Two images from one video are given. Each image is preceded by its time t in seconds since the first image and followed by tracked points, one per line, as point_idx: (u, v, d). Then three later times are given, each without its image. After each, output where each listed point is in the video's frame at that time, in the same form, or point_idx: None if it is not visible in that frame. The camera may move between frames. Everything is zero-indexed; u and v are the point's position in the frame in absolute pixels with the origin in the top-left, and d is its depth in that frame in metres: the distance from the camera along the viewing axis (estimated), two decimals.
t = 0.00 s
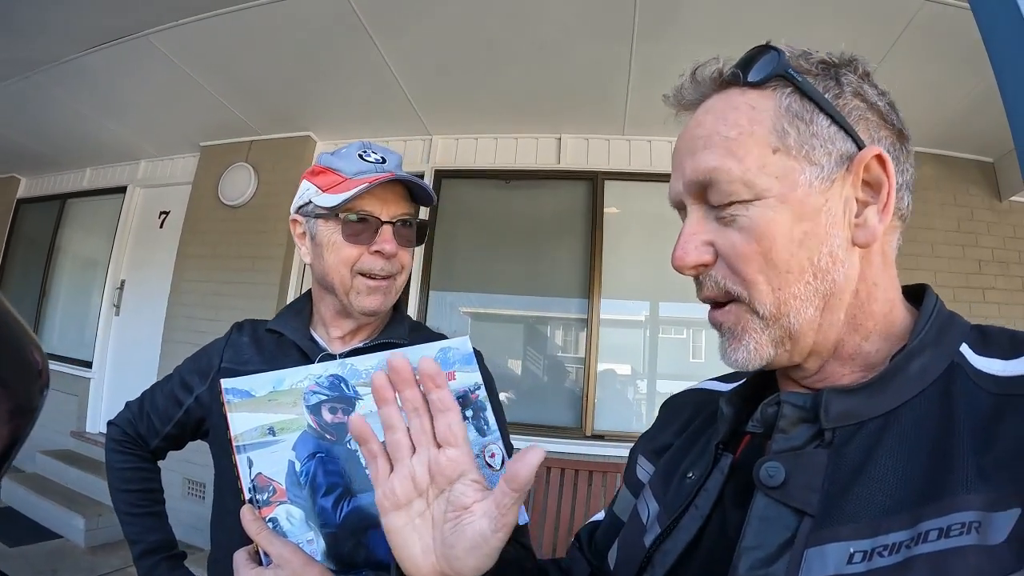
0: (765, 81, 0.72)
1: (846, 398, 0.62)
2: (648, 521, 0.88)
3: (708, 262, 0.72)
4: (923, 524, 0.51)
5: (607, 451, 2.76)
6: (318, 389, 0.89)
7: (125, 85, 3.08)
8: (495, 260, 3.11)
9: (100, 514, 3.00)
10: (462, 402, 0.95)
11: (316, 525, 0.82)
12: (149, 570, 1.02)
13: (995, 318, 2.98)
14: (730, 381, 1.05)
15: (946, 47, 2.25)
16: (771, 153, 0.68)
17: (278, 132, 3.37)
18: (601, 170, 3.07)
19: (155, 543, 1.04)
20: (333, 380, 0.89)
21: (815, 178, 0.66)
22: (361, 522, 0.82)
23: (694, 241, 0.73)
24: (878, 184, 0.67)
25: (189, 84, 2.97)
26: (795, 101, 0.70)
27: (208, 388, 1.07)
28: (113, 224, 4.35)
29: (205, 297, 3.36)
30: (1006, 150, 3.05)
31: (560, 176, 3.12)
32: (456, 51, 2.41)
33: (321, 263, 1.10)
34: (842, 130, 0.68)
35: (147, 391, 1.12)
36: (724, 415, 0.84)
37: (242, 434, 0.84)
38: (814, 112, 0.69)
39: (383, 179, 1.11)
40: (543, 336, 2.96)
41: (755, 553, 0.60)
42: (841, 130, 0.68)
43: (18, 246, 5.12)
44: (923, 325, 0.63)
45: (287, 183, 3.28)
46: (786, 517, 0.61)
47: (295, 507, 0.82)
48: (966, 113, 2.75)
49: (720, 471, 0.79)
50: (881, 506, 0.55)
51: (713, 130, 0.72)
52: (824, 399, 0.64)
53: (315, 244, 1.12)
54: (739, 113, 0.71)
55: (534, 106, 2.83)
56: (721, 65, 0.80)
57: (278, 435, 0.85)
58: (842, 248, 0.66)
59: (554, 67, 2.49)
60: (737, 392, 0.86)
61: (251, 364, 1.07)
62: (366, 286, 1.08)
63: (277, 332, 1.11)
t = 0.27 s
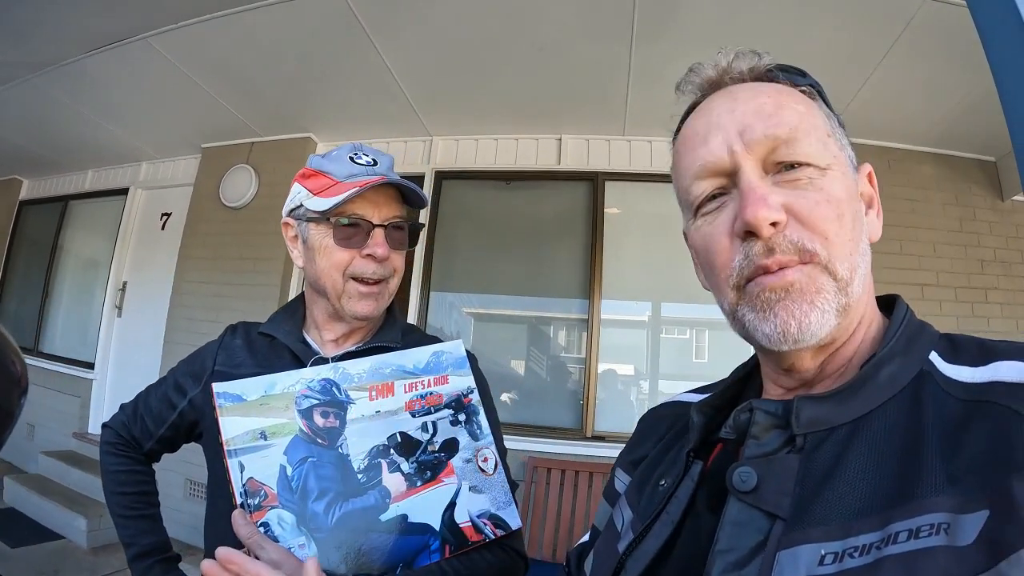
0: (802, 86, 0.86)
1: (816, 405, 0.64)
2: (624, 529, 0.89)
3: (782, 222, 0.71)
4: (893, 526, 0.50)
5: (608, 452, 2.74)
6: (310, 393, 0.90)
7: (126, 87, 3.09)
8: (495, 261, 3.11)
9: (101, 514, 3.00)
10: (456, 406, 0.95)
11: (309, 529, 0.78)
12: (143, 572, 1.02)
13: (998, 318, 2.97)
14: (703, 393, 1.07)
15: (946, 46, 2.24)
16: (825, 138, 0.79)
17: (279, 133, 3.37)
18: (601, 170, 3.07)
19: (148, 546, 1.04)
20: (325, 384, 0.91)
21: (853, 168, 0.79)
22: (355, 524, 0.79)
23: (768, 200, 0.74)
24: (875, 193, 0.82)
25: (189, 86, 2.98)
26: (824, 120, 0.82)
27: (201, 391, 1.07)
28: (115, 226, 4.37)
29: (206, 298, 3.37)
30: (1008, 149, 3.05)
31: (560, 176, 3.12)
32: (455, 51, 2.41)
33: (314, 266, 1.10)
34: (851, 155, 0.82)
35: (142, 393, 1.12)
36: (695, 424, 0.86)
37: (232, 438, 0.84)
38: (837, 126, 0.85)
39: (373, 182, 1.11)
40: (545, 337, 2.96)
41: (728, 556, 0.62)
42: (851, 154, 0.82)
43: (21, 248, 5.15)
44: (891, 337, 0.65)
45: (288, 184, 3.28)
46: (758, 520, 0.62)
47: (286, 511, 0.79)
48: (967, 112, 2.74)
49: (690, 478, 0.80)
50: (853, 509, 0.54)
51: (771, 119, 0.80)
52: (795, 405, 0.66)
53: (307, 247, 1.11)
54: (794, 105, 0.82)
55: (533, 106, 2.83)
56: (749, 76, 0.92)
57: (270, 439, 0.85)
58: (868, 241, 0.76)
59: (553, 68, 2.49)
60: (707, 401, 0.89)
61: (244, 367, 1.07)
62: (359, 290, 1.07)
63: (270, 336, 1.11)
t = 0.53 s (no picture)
0: (794, 95, 0.86)
1: (809, 413, 0.63)
2: (615, 539, 0.88)
3: (775, 230, 0.71)
4: (884, 535, 0.49)
5: (609, 453, 2.73)
6: (305, 400, 0.90)
7: (127, 89, 3.09)
8: (496, 262, 3.11)
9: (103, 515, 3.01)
10: (454, 412, 0.94)
11: (303, 539, 0.77)
12: None
13: (1002, 318, 2.95)
14: (695, 401, 1.07)
15: (950, 44, 2.23)
16: (817, 147, 0.79)
17: (279, 134, 3.37)
18: (602, 170, 3.06)
19: (143, 552, 1.04)
20: (321, 391, 0.91)
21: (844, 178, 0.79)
22: (353, 532, 0.78)
23: (761, 207, 0.73)
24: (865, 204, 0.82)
25: (190, 88, 2.98)
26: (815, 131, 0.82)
27: (197, 396, 1.06)
28: (116, 227, 4.37)
29: (207, 300, 3.37)
30: (1011, 148, 3.03)
31: (561, 177, 3.11)
32: (455, 52, 2.41)
33: (310, 270, 1.09)
34: (843, 167, 0.82)
35: (137, 398, 1.11)
36: (686, 434, 0.85)
37: (226, 445, 0.83)
38: (828, 136, 0.85)
39: (369, 183, 1.10)
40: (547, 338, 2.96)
41: (720, 566, 0.62)
42: (842, 165, 0.82)
43: (24, 249, 5.16)
44: (883, 342, 0.64)
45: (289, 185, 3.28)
46: (750, 529, 0.61)
47: (281, 520, 0.78)
48: (969, 112, 2.73)
49: (682, 490, 0.80)
50: (844, 518, 0.54)
51: (762, 127, 0.80)
52: (786, 414, 0.65)
53: (302, 250, 1.11)
54: (786, 114, 0.82)
55: (534, 106, 2.83)
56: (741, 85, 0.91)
57: (264, 447, 0.85)
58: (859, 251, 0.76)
59: (554, 68, 2.48)
60: (698, 410, 0.87)
61: (239, 372, 1.06)
62: (354, 293, 1.06)
63: (265, 340, 1.10)
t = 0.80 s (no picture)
0: (788, 99, 0.85)
1: (805, 414, 0.62)
2: (613, 539, 0.87)
3: (770, 228, 0.70)
4: (881, 535, 0.49)
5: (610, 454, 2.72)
6: (305, 401, 0.89)
7: (128, 90, 3.10)
8: (497, 262, 3.10)
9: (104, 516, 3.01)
10: (455, 414, 0.94)
11: (302, 542, 0.76)
12: None
13: (1005, 317, 2.94)
14: (693, 400, 1.06)
15: (952, 42, 2.22)
16: (812, 148, 0.79)
17: (280, 135, 3.37)
18: (603, 170, 3.05)
19: (143, 554, 1.03)
20: (320, 392, 0.91)
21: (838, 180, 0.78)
22: (353, 534, 0.77)
23: (757, 205, 0.73)
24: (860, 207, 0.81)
25: (191, 88, 2.98)
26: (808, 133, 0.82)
27: (196, 397, 1.06)
28: (118, 228, 4.37)
29: (209, 300, 3.37)
30: (1014, 147, 3.02)
31: (562, 176, 3.11)
32: (455, 51, 2.41)
33: (309, 269, 1.09)
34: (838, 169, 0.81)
35: (137, 398, 1.11)
36: (683, 434, 0.84)
37: (224, 447, 0.83)
38: (824, 138, 0.85)
39: (370, 181, 1.10)
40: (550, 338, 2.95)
41: (717, 566, 0.61)
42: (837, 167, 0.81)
43: (25, 250, 5.17)
44: (879, 344, 0.64)
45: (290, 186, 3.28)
46: (748, 529, 0.61)
47: (279, 523, 0.78)
48: (972, 110, 2.72)
49: (679, 490, 0.79)
50: (841, 518, 0.54)
51: (757, 127, 0.80)
52: (783, 414, 0.64)
53: (302, 250, 1.10)
54: (782, 114, 0.82)
55: (535, 106, 2.82)
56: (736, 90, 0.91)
57: (262, 449, 0.84)
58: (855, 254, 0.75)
59: (554, 67, 2.48)
60: (696, 411, 0.87)
61: (239, 372, 1.06)
62: (353, 294, 1.06)
63: (264, 340, 1.10)
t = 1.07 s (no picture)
0: (783, 96, 0.84)
1: (805, 421, 0.61)
2: (614, 548, 0.86)
3: (756, 229, 0.70)
4: (882, 543, 0.48)
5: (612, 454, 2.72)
6: (307, 406, 0.89)
7: (129, 90, 3.10)
8: (499, 262, 3.10)
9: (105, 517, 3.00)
10: (459, 419, 0.93)
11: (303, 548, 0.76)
12: None
13: (1008, 317, 2.93)
14: (692, 406, 1.05)
15: (954, 41, 2.21)
16: (804, 147, 0.78)
17: (282, 135, 3.37)
18: (605, 170, 3.05)
19: (143, 557, 1.03)
20: (323, 396, 0.90)
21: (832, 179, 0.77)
22: (355, 541, 0.76)
23: (742, 206, 0.72)
24: (858, 207, 0.80)
25: (192, 89, 2.98)
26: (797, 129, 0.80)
27: (197, 399, 1.06)
28: (119, 228, 4.38)
29: (210, 301, 3.37)
30: (1017, 146, 3.01)
31: (564, 176, 3.11)
32: (455, 51, 2.40)
33: (312, 270, 1.08)
34: (830, 163, 0.79)
35: (137, 401, 1.10)
36: (684, 443, 0.83)
37: (225, 452, 0.82)
38: (818, 137, 0.83)
39: (374, 182, 1.09)
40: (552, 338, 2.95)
41: None
42: (829, 162, 0.79)
43: (27, 251, 5.17)
44: (880, 346, 0.63)
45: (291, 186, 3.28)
46: (748, 538, 0.59)
47: (281, 528, 0.77)
48: (974, 110, 2.71)
49: (681, 500, 0.78)
50: (840, 525, 0.53)
51: (742, 128, 0.79)
52: (782, 422, 0.63)
53: (305, 250, 1.10)
54: (773, 115, 0.80)
55: (536, 106, 2.82)
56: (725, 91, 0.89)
57: (264, 454, 0.84)
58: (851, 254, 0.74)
59: (555, 67, 2.47)
60: (697, 418, 0.86)
61: (240, 375, 1.06)
62: (357, 296, 1.06)
63: (266, 343, 1.09)
